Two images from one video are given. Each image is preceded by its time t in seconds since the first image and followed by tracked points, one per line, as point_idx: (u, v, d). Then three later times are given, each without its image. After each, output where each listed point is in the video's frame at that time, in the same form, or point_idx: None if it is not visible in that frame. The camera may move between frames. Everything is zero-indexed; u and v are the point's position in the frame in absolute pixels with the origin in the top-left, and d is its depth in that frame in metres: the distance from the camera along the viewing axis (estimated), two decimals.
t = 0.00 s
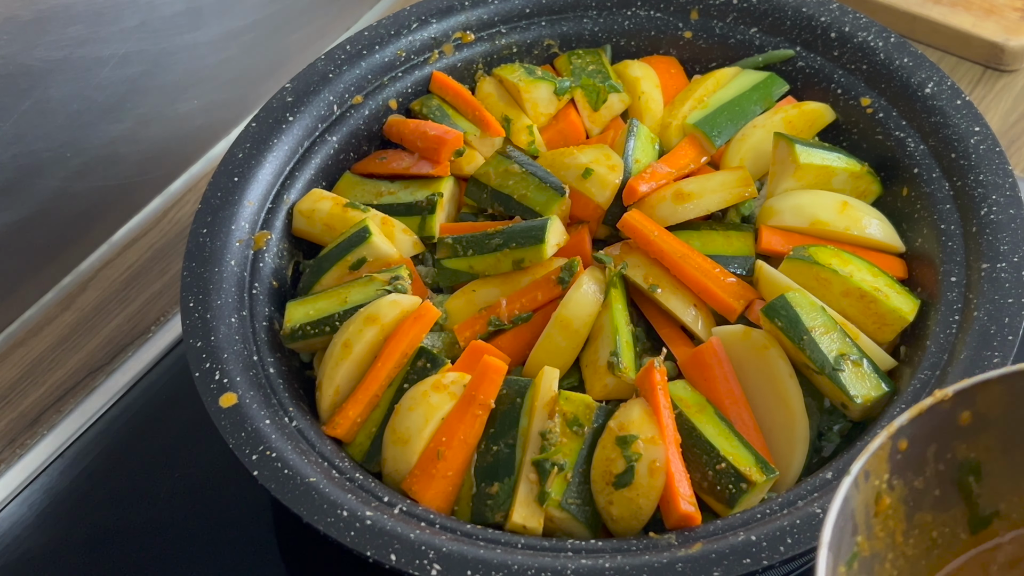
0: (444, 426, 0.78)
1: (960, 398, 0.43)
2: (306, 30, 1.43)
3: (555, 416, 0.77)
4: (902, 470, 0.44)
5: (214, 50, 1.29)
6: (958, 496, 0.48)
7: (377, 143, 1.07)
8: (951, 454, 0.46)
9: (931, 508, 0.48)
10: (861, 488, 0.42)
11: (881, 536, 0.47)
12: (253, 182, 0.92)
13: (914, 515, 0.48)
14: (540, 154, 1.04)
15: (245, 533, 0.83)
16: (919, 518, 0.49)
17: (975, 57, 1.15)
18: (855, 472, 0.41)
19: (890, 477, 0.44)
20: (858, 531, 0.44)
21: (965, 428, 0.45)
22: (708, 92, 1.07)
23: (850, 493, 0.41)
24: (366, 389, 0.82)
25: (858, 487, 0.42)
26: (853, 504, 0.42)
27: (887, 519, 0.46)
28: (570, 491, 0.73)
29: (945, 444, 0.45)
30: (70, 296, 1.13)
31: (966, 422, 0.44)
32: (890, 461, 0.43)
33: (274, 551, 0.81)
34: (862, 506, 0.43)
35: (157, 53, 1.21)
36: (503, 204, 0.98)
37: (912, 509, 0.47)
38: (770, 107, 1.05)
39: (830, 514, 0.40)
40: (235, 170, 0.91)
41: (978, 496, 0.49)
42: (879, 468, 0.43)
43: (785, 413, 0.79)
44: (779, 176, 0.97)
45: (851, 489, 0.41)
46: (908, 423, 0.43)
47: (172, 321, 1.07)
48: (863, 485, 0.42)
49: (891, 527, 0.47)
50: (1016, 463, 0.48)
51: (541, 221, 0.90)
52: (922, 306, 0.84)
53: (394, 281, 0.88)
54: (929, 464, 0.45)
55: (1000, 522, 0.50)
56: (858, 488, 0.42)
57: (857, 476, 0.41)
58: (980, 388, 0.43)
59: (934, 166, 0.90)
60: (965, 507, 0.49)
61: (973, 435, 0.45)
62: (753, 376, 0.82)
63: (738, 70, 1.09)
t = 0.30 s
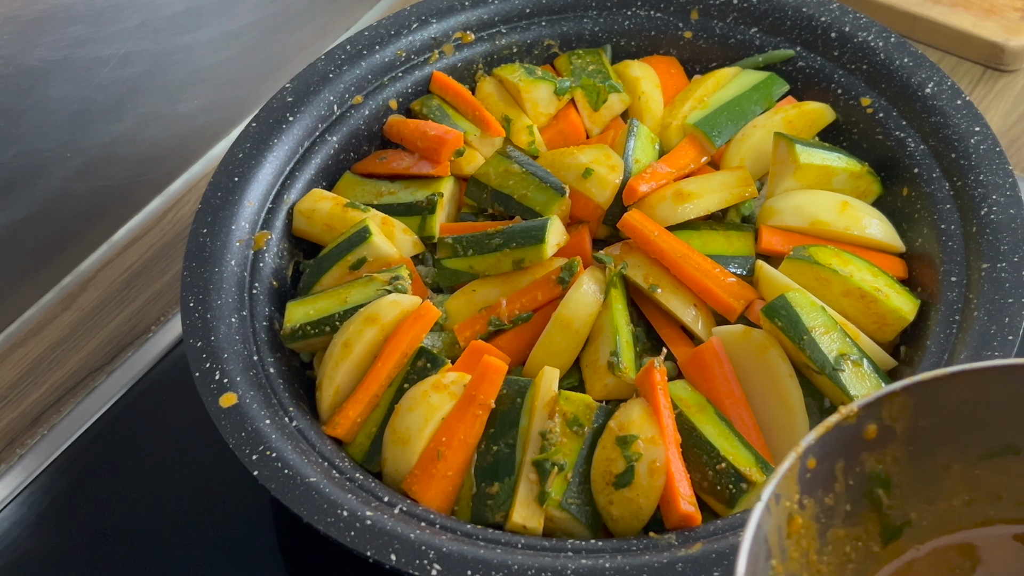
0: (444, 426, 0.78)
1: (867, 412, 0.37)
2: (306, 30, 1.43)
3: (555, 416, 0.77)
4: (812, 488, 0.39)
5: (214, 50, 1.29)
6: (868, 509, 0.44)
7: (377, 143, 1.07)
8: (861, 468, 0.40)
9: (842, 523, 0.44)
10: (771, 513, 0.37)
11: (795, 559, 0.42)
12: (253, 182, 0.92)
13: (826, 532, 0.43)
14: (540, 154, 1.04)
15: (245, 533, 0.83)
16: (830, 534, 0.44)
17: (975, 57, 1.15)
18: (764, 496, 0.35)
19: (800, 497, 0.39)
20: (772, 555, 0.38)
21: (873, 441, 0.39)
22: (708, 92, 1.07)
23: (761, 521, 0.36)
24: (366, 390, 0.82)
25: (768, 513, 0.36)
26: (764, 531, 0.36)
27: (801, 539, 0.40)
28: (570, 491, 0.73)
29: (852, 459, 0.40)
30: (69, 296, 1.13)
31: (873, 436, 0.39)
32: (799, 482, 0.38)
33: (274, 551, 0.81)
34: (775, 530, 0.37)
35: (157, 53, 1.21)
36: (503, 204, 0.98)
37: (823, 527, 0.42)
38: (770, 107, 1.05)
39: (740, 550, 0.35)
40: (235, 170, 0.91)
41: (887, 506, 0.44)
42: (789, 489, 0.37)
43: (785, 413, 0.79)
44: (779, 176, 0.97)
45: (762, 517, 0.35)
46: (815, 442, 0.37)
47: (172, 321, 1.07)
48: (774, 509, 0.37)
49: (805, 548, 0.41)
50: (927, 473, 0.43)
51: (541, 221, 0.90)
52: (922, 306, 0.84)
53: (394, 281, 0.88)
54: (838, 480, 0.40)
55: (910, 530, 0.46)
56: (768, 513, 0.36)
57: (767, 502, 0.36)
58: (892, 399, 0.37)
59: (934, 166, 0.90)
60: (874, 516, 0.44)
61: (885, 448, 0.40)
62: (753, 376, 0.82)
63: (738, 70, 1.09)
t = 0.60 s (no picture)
0: (444, 426, 0.78)
1: (777, 407, 0.41)
2: (306, 30, 1.43)
3: (554, 416, 0.77)
4: (727, 487, 0.42)
5: (214, 50, 1.29)
6: (785, 507, 0.47)
7: (377, 143, 1.07)
8: (775, 465, 0.44)
9: (760, 524, 0.47)
10: (687, 511, 0.38)
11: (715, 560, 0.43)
12: (253, 182, 0.92)
13: (743, 531, 0.45)
14: (541, 154, 1.04)
15: (245, 532, 0.83)
16: (748, 534, 0.46)
17: (975, 57, 1.15)
18: (678, 494, 0.37)
19: (717, 495, 0.41)
20: (689, 556, 0.40)
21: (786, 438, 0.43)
22: (708, 92, 1.07)
23: (678, 518, 0.37)
24: (366, 390, 0.82)
25: (685, 510, 0.38)
26: (680, 529, 0.38)
27: (718, 538, 0.43)
28: (570, 491, 0.73)
29: (766, 456, 0.43)
30: (70, 296, 1.13)
31: (785, 433, 0.43)
32: (714, 479, 0.40)
33: (274, 550, 0.81)
34: (691, 529, 0.39)
35: (157, 53, 1.21)
36: (503, 204, 0.98)
37: (741, 526, 0.45)
38: (770, 107, 1.05)
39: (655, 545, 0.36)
40: (235, 170, 0.91)
41: (802, 504, 0.48)
42: (705, 487, 0.39)
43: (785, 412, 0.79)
44: (779, 176, 0.97)
45: (677, 514, 0.37)
46: (728, 438, 0.40)
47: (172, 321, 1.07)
48: (690, 507, 0.38)
49: (724, 548, 0.43)
50: (838, 470, 0.47)
51: (541, 221, 0.90)
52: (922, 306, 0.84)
53: (394, 281, 0.89)
54: (752, 477, 0.43)
55: (827, 527, 0.50)
56: (683, 511, 0.38)
57: (681, 499, 0.37)
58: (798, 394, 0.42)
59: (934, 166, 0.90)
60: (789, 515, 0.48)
61: (796, 444, 0.44)
62: (754, 376, 0.82)
63: (738, 70, 1.08)
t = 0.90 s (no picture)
0: (444, 426, 0.78)
1: (719, 403, 0.41)
2: (306, 30, 1.43)
3: (554, 416, 0.77)
4: (670, 483, 0.42)
5: (214, 50, 1.29)
6: (730, 499, 0.48)
7: (377, 143, 1.07)
8: (718, 460, 0.44)
9: (704, 516, 0.48)
10: (629, 509, 0.39)
11: (657, 553, 0.44)
12: (253, 182, 0.92)
13: (688, 525, 0.47)
14: (540, 154, 1.04)
15: (245, 532, 0.83)
16: (693, 528, 0.47)
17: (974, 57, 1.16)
18: (618, 493, 0.37)
19: (659, 491, 0.41)
20: (632, 552, 0.40)
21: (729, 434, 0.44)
22: (708, 92, 1.07)
23: (619, 517, 0.37)
24: (366, 390, 0.82)
25: (626, 509, 0.38)
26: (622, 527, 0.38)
27: (660, 533, 0.43)
28: (570, 491, 0.73)
29: (710, 452, 0.44)
30: (70, 296, 1.13)
31: (729, 428, 0.43)
32: (656, 476, 0.40)
33: (274, 551, 0.81)
34: (633, 527, 0.39)
35: (156, 53, 1.21)
36: (503, 204, 0.98)
37: (686, 519, 0.46)
38: (770, 107, 1.05)
39: (595, 544, 0.36)
40: (235, 170, 0.91)
41: (748, 498, 0.49)
42: (646, 484, 0.40)
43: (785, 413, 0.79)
44: (779, 176, 0.97)
45: (618, 514, 0.37)
46: (671, 436, 0.40)
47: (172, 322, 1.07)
48: (632, 505, 0.39)
49: (667, 541, 0.45)
50: (783, 466, 0.49)
51: (541, 221, 0.90)
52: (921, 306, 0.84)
53: (394, 281, 0.89)
54: (696, 472, 0.44)
55: (772, 522, 0.52)
56: (625, 510, 0.38)
57: (622, 499, 0.37)
58: (742, 389, 0.41)
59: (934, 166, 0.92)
60: (736, 507, 0.49)
61: (739, 439, 0.44)
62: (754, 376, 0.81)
63: (738, 70, 1.09)
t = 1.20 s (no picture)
0: (444, 426, 0.78)
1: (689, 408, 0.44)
2: (306, 30, 1.43)
3: (554, 416, 0.77)
4: (642, 492, 0.43)
5: (214, 50, 1.29)
6: (707, 507, 0.50)
7: (377, 143, 1.07)
8: (690, 466, 0.46)
9: (680, 525, 0.49)
10: (601, 517, 0.39)
11: (634, 563, 0.45)
12: (253, 182, 0.92)
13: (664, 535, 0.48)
14: (540, 154, 1.04)
15: (245, 532, 0.83)
16: (669, 534, 0.49)
17: (975, 57, 1.15)
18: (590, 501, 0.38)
19: (632, 499, 0.42)
20: (606, 562, 0.41)
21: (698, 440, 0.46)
22: (709, 92, 1.06)
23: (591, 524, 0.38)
24: (366, 390, 0.82)
25: (598, 517, 0.39)
26: (595, 535, 0.39)
27: (634, 543, 0.44)
28: (570, 491, 0.73)
29: (682, 457, 0.45)
30: (70, 296, 1.13)
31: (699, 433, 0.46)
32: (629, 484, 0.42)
33: (274, 551, 0.81)
34: (605, 536, 0.40)
35: (156, 53, 1.21)
36: (503, 204, 0.98)
37: (660, 528, 0.47)
38: (771, 107, 1.05)
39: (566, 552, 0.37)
40: (235, 170, 0.91)
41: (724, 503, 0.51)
42: (618, 492, 0.41)
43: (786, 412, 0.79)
44: (779, 176, 0.97)
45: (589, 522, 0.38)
46: (641, 442, 0.42)
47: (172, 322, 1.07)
48: (604, 514, 0.40)
49: (640, 552, 0.45)
50: (759, 472, 0.52)
51: (541, 221, 0.90)
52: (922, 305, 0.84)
53: (394, 281, 0.89)
54: (668, 479, 0.45)
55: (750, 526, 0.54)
56: (597, 518, 0.39)
57: (594, 506, 0.38)
58: (711, 394, 0.45)
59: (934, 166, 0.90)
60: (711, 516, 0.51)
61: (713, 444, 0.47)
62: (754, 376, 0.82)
63: (738, 70, 1.08)
